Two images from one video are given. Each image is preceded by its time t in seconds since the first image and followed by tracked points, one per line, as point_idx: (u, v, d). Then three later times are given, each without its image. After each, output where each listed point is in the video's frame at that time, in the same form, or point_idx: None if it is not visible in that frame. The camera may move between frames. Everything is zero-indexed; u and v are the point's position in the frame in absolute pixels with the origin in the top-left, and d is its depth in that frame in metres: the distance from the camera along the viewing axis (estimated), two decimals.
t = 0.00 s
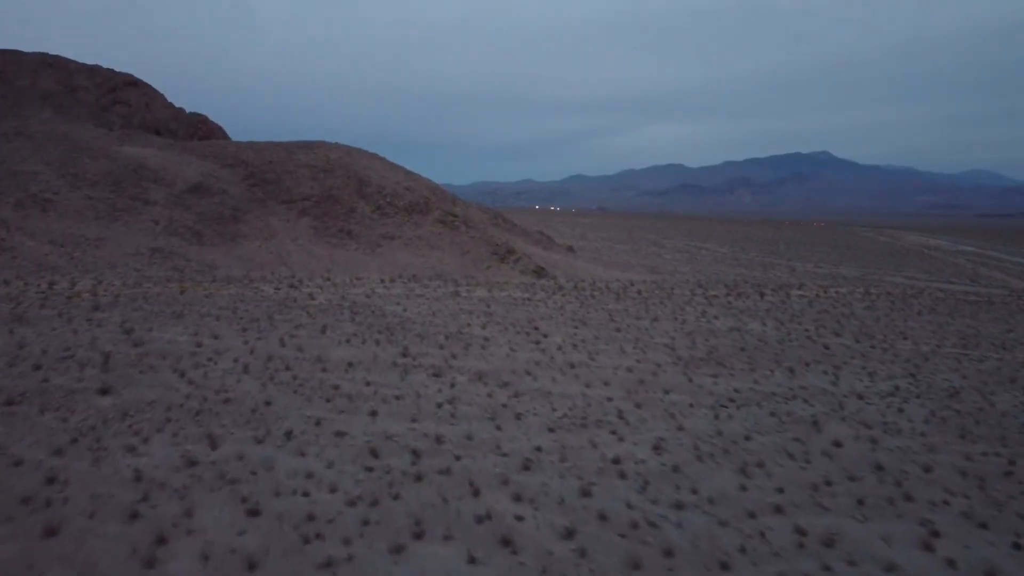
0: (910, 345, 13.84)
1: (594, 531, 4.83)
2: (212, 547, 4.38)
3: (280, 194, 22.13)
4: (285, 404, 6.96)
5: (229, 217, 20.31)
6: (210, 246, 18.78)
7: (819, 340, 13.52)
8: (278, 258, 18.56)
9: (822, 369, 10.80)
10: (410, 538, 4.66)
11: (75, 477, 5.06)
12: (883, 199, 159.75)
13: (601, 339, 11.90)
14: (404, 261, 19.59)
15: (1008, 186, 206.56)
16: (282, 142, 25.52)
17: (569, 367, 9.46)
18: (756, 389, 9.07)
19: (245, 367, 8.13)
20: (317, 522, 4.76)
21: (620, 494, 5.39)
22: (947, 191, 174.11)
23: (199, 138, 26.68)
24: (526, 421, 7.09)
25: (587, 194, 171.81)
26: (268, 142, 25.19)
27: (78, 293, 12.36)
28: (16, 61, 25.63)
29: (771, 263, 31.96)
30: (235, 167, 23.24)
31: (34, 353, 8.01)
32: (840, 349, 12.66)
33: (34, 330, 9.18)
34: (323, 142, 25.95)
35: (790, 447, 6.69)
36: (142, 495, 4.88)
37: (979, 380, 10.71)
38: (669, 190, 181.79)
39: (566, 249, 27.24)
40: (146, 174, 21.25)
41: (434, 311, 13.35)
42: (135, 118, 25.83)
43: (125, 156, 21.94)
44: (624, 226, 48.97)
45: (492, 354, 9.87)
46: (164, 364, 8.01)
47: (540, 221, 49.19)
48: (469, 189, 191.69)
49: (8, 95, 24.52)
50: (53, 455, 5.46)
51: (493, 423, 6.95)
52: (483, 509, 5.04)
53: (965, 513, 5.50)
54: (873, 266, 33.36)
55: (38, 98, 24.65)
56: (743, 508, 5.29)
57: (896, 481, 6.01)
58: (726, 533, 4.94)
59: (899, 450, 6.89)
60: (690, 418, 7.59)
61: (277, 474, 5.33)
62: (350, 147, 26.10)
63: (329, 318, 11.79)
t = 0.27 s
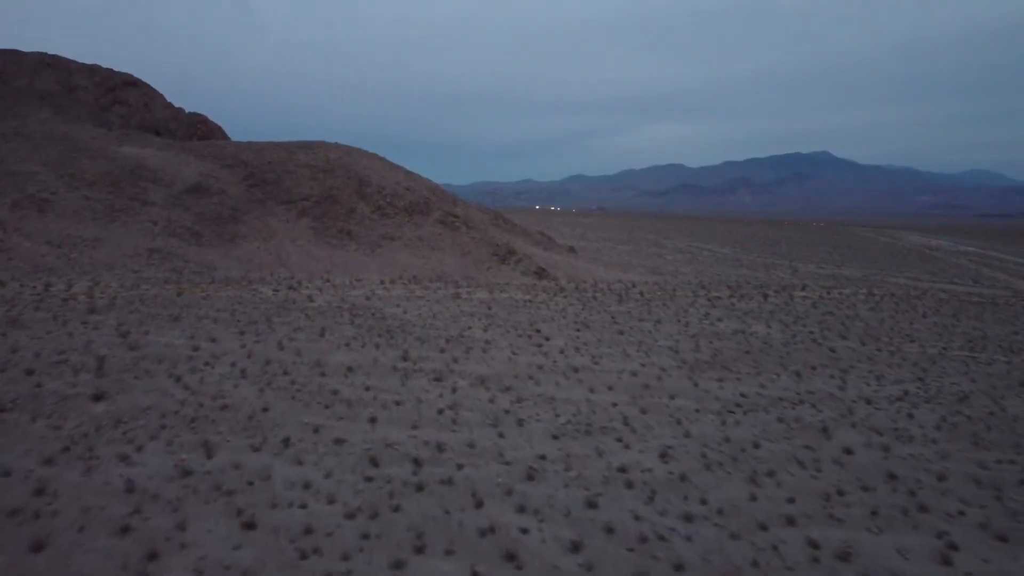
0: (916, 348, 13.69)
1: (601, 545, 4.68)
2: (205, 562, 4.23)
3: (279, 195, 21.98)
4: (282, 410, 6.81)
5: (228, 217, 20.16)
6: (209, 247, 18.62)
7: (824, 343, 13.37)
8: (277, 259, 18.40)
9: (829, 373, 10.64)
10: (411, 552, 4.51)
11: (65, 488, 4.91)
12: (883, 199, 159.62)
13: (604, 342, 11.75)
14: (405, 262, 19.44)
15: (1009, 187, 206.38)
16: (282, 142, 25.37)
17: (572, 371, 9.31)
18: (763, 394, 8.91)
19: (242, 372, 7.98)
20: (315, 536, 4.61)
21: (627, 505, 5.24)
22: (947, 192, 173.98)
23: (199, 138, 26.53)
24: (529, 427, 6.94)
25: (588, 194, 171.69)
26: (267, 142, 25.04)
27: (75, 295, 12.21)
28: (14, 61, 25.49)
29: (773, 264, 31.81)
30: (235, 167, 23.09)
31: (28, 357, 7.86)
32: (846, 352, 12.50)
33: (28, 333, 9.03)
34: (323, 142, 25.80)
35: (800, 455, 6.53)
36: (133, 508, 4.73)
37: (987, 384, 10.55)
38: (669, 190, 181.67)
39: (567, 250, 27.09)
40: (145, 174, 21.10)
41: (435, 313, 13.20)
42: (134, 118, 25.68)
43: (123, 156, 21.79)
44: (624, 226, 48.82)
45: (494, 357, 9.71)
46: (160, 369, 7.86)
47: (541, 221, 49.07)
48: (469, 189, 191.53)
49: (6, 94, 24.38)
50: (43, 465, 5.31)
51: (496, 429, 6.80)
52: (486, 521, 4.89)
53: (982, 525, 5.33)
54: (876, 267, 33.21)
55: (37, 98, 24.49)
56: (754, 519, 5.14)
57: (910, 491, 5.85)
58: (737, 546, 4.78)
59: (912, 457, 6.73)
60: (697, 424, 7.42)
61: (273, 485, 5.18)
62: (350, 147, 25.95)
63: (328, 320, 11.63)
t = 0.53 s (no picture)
0: (904, 348, 13.64)
1: (592, 559, 4.51)
2: None
3: (261, 195, 21.69)
4: (262, 417, 6.60)
5: (209, 218, 19.85)
6: (190, 248, 18.30)
7: (812, 345, 13.27)
8: (259, 260, 18.12)
9: (818, 375, 10.53)
10: (395, 568, 4.33)
11: (32, 504, 4.69)
12: (866, 200, 160.73)
13: (591, 345, 11.59)
14: (389, 262, 19.21)
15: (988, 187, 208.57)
16: (264, 142, 25.05)
17: (559, 375, 9.14)
18: (753, 397, 8.78)
19: (221, 378, 7.75)
20: (294, 552, 4.42)
21: (619, 516, 5.08)
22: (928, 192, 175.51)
23: (179, 137, 26.16)
24: (516, 434, 6.77)
25: (573, 194, 171.77)
26: (249, 142, 24.72)
27: (50, 297, 11.91)
28: None
29: (759, 264, 31.79)
30: (216, 167, 22.77)
31: None
32: (834, 354, 12.41)
33: None
34: (306, 141, 25.51)
35: (794, 461, 6.39)
36: (103, 524, 4.52)
37: (977, 385, 10.48)
38: (653, 190, 182.04)
39: (553, 250, 26.94)
40: (124, 174, 20.75)
41: (420, 315, 12.99)
42: (113, 117, 25.28)
43: (102, 155, 21.42)
44: (610, 227, 48.72)
45: (480, 361, 9.53)
46: (135, 375, 7.62)
47: (526, 222, 48.91)
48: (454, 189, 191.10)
49: None
50: (9, 479, 5.09)
51: (482, 436, 6.62)
52: (474, 534, 4.72)
53: (981, 532, 5.20)
54: (861, 267, 33.28)
55: (13, 96, 24.05)
56: (749, 530, 4.99)
57: (906, 497, 5.72)
58: (733, 559, 4.63)
59: (906, 462, 6.60)
60: (687, 430, 7.27)
61: (251, 499, 4.98)
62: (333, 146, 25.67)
63: (311, 323, 11.40)
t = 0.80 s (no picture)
0: (872, 348, 13.69)
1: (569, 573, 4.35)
2: None
3: (225, 194, 21.23)
4: (224, 426, 6.34)
5: (171, 218, 19.38)
6: (151, 249, 17.82)
7: (783, 345, 13.27)
8: (223, 261, 17.72)
9: (790, 376, 10.49)
10: None
11: None
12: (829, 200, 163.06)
13: (563, 346, 11.45)
14: (356, 263, 18.90)
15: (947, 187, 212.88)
16: (228, 141, 24.56)
17: (532, 378, 8.97)
18: (727, 399, 8.69)
19: (181, 385, 7.46)
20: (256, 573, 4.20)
21: (596, 526, 4.92)
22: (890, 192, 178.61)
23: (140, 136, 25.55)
24: (488, 441, 6.58)
25: (541, 194, 171.90)
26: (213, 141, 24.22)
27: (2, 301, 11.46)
28: None
29: (727, 264, 31.94)
30: (178, 166, 22.26)
31: None
32: (805, 354, 12.41)
33: None
34: (271, 140, 25.06)
35: (771, 465, 6.29)
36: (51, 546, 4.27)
37: (946, 385, 10.51)
38: (621, 190, 182.73)
39: (522, 250, 26.77)
40: (82, 173, 20.18)
41: (388, 317, 12.74)
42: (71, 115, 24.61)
43: (59, 153, 20.81)
44: (579, 226, 48.70)
45: (450, 364, 9.33)
46: (91, 382, 7.31)
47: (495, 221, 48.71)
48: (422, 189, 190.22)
49: None
50: None
51: (454, 444, 6.43)
52: (445, 549, 4.53)
53: (962, 538, 5.13)
54: (827, 266, 33.60)
55: None
56: (729, 540, 4.86)
57: (885, 502, 5.64)
58: (714, 570, 4.50)
59: (883, 465, 6.54)
60: (662, 433, 7.14)
61: (211, 515, 4.75)
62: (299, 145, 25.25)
63: (276, 326, 11.11)
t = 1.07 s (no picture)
0: (844, 348, 13.71)
1: None
2: None
3: (190, 194, 20.77)
4: (186, 436, 6.08)
5: (133, 219, 18.89)
6: (113, 251, 17.33)
7: (756, 346, 13.24)
8: (187, 263, 17.29)
9: (766, 377, 10.43)
10: None
11: None
12: (796, 200, 165.05)
13: (537, 348, 11.28)
14: (325, 265, 18.58)
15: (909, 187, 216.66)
16: (193, 140, 24.06)
17: (506, 382, 8.79)
18: (704, 402, 8.59)
19: (142, 392, 7.18)
20: None
21: (575, 537, 4.76)
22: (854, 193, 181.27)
23: (102, 134, 24.93)
24: (463, 448, 6.39)
25: (511, 194, 171.77)
26: (177, 140, 23.70)
27: None
28: None
29: (698, 264, 32.04)
30: (141, 165, 21.72)
31: None
32: (778, 354, 12.38)
33: None
34: (238, 139, 24.59)
35: (750, 471, 6.18)
36: None
37: (919, 385, 10.53)
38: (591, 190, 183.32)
39: (493, 251, 26.59)
40: (41, 172, 19.60)
41: (358, 319, 12.48)
42: (29, 113, 23.93)
43: (16, 152, 20.19)
44: (550, 227, 48.59)
45: (423, 368, 9.11)
46: (46, 391, 6.99)
47: (465, 221, 48.44)
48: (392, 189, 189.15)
49: None
50: None
51: (427, 451, 6.22)
52: (420, 565, 4.34)
53: (946, 543, 5.05)
54: (796, 266, 33.85)
55: None
56: (713, 550, 4.73)
57: (868, 507, 5.55)
58: None
59: (862, 468, 6.47)
60: (640, 438, 7.00)
61: (171, 533, 4.52)
62: (267, 144, 24.81)
63: (243, 330, 10.80)
